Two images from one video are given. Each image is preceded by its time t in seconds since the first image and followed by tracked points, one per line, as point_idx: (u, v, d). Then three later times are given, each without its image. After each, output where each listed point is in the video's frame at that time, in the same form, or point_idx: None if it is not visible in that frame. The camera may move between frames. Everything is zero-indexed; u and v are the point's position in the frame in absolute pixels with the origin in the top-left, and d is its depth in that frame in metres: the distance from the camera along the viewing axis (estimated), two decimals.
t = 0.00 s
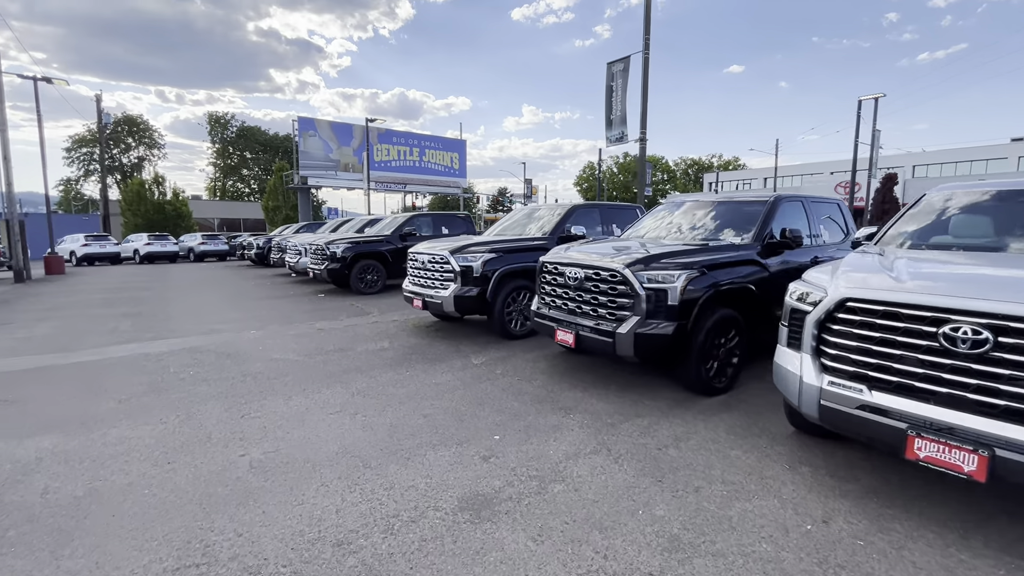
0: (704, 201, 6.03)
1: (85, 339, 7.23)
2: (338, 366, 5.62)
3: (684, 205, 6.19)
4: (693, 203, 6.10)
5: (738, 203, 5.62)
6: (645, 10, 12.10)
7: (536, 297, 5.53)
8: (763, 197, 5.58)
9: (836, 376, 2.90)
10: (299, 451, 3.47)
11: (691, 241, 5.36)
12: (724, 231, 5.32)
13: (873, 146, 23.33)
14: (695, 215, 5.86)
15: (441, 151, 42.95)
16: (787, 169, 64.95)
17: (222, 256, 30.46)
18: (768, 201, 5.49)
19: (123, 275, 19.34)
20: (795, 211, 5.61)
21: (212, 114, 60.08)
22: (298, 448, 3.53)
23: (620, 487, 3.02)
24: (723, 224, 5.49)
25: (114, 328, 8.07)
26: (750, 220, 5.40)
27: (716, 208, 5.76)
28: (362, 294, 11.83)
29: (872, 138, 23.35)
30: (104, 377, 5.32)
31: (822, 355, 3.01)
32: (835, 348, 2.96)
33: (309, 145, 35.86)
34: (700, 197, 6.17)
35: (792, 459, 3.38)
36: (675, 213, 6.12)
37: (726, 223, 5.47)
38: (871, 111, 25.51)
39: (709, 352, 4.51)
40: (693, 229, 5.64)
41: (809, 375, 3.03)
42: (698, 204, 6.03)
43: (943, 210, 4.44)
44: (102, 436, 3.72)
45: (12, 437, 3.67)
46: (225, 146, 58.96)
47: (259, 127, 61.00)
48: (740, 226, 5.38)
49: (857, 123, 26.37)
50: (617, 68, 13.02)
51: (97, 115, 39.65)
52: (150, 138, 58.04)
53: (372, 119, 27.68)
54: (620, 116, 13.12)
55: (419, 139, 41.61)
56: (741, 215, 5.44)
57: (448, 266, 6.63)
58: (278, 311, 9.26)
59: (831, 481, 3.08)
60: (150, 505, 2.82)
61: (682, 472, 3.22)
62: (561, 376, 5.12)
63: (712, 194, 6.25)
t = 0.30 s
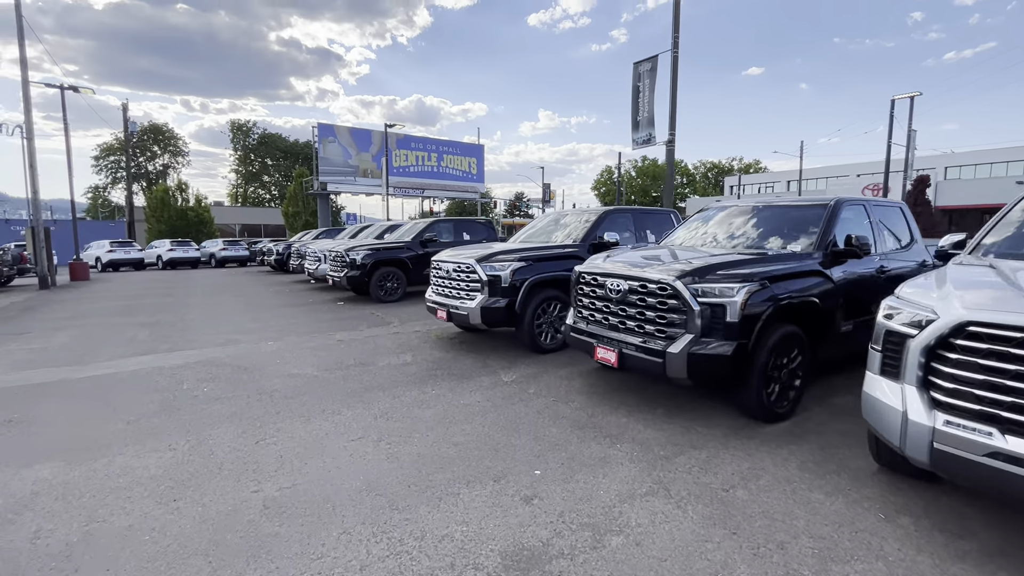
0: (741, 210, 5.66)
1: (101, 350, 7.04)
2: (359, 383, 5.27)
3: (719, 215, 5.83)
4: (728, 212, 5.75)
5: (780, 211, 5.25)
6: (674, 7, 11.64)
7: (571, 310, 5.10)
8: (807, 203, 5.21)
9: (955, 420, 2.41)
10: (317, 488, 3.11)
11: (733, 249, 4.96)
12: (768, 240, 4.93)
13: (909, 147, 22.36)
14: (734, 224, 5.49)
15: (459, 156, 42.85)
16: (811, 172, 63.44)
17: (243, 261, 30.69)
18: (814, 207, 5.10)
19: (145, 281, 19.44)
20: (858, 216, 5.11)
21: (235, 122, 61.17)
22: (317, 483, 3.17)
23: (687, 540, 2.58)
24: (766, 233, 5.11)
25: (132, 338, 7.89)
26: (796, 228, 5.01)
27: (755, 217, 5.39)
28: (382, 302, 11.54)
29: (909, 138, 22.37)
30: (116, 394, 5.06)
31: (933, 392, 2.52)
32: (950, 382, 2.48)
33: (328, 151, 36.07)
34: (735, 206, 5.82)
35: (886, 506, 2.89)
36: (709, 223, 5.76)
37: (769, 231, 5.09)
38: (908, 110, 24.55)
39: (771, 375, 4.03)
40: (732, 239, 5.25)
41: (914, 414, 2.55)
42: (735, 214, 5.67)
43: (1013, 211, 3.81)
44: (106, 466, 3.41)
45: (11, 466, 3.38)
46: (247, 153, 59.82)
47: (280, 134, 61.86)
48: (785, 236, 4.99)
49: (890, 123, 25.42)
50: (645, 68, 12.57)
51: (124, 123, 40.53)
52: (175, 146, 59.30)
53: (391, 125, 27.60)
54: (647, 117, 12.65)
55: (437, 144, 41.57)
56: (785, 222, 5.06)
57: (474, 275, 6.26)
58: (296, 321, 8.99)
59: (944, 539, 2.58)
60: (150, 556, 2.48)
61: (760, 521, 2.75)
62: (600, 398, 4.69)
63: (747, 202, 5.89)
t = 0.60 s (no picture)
0: (777, 215, 5.28)
1: (112, 359, 6.80)
2: (378, 398, 4.90)
3: (753, 221, 5.44)
4: (763, 218, 5.36)
5: (822, 215, 4.86)
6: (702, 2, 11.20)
7: (607, 320, 4.67)
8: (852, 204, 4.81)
9: None
10: (334, 525, 2.73)
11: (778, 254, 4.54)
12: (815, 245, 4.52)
13: (943, 148, 21.49)
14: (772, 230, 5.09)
15: (474, 161, 42.70)
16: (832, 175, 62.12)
17: (259, 266, 30.78)
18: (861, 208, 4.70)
19: (162, 286, 19.45)
20: (926, 216, 4.62)
21: (253, 129, 61.97)
22: (333, 519, 2.79)
23: None
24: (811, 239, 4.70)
25: (144, 346, 7.65)
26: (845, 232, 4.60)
27: (795, 221, 4.99)
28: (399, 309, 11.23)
29: (942, 139, 21.55)
30: (122, 408, 4.77)
31: None
32: None
33: (344, 156, 36.15)
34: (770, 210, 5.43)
35: (1009, 562, 2.41)
36: (743, 230, 5.36)
37: (814, 236, 4.68)
38: (939, 110, 23.67)
39: (843, 396, 3.56)
40: (773, 245, 4.84)
41: None
42: (770, 219, 5.28)
43: None
44: (102, 496, 3.07)
45: None
46: (265, 159, 60.47)
47: (297, 140, 62.46)
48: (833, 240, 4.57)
49: (920, 124, 24.56)
50: (670, 66, 12.13)
51: (145, 130, 41.18)
52: (195, 152, 60.22)
53: (407, 129, 27.45)
54: (672, 117, 12.20)
55: (453, 148, 41.49)
56: (831, 225, 4.65)
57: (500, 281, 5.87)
58: (312, 328, 8.70)
59: None
60: None
61: None
62: (642, 418, 4.25)
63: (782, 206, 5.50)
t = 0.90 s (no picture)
0: (810, 224, 5.04)
1: (114, 371, 6.54)
2: (391, 417, 4.56)
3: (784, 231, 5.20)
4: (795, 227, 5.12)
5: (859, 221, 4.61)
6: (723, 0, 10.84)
7: (638, 335, 4.28)
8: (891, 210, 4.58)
9: None
10: None
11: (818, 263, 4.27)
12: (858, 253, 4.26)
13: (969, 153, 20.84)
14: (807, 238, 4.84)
15: (485, 166, 42.52)
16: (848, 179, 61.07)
17: (271, 273, 30.74)
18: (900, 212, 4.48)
19: (174, 293, 19.35)
20: (992, 220, 4.25)
21: (266, 136, 62.54)
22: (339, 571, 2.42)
23: None
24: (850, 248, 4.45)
25: (149, 357, 7.40)
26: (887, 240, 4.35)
27: (830, 230, 4.75)
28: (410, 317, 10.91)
29: (969, 141, 20.87)
30: (118, 427, 4.47)
31: None
32: None
33: (356, 162, 36.14)
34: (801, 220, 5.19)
35: None
36: (774, 241, 5.13)
37: (852, 244, 4.44)
38: (967, 111, 23.00)
39: (915, 425, 3.12)
40: (810, 254, 4.59)
41: None
42: (803, 228, 5.05)
43: None
44: (82, 536, 2.74)
45: None
46: (277, 166, 60.91)
47: (309, 147, 62.86)
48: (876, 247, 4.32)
49: (944, 126, 23.91)
50: (690, 67, 11.78)
51: (160, 138, 41.56)
52: (209, 160, 60.85)
53: (418, 135, 27.33)
54: (692, 120, 11.83)
55: (464, 154, 41.36)
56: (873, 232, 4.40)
57: (518, 291, 5.50)
58: (321, 338, 8.39)
59: None
60: None
61: None
62: (681, 444, 3.85)
63: (812, 215, 5.30)
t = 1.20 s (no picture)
0: (838, 232, 4.88)
1: (108, 381, 6.24)
2: (397, 436, 4.18)
3: (812, 241, 5.04)
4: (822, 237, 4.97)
5: (890, 228, 4.47)
6: None
7: (670, 347, 3.87)
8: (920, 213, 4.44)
9: None
10: None
11: (855, 268, 4.06)
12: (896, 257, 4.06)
13: (992, 154, 20.19)
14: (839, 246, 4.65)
15: (494, 171, 42.28)
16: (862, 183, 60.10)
17: (279, 278, 30.63)
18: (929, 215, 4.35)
19: (180, 298, 19.17)
20: None
21: (276, 142, 62.90)
22: None
23: None
24: (886, 253, 4.26)
25: (146, 366, 7.09)
26: (926, 244, 4.15)
27: (861, 237, 4.58)
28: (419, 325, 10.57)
29: (996, 143, 20.18)
30: (102, 445, 4.13)
31: None
32: None
33: (364, 167, 36.03)
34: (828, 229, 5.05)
35: None
36: (803, 250, 4.97)
37: (889, 250, 4.25)
38: (991, 113, 22.31)
39: (1004, 458, 2.67)
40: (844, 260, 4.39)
41: None
42: (831, 237, 4.89)
43: None
44: None
45: None
46: (287, 172, 61.19)
47: (319, 153, 63.19)
48: (913, 250, 4.14)
49: (967, 129, 23.24)
50: (708, 66, 11.38)
51: (171, 144, 41.83)
52: (220, 166, 61.33)
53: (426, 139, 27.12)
54: (711, 120, 11.42)
55: (473, 159, 41.16)
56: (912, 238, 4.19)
57: (534, 298, 5.11)
58: (325, 346, 8.06)
59: None
60: None
61: None
62: (720, 472, 3.43)
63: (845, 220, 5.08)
